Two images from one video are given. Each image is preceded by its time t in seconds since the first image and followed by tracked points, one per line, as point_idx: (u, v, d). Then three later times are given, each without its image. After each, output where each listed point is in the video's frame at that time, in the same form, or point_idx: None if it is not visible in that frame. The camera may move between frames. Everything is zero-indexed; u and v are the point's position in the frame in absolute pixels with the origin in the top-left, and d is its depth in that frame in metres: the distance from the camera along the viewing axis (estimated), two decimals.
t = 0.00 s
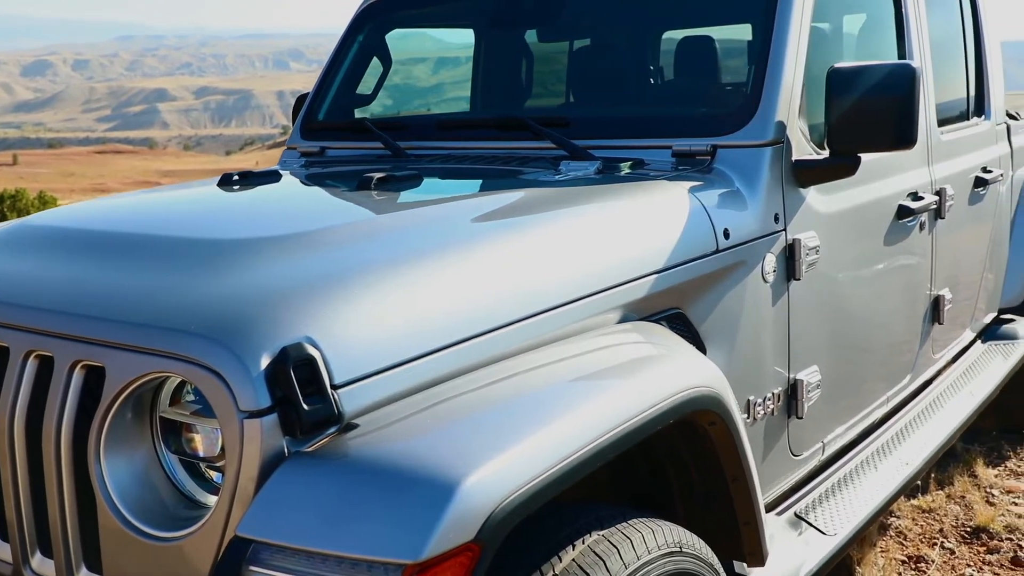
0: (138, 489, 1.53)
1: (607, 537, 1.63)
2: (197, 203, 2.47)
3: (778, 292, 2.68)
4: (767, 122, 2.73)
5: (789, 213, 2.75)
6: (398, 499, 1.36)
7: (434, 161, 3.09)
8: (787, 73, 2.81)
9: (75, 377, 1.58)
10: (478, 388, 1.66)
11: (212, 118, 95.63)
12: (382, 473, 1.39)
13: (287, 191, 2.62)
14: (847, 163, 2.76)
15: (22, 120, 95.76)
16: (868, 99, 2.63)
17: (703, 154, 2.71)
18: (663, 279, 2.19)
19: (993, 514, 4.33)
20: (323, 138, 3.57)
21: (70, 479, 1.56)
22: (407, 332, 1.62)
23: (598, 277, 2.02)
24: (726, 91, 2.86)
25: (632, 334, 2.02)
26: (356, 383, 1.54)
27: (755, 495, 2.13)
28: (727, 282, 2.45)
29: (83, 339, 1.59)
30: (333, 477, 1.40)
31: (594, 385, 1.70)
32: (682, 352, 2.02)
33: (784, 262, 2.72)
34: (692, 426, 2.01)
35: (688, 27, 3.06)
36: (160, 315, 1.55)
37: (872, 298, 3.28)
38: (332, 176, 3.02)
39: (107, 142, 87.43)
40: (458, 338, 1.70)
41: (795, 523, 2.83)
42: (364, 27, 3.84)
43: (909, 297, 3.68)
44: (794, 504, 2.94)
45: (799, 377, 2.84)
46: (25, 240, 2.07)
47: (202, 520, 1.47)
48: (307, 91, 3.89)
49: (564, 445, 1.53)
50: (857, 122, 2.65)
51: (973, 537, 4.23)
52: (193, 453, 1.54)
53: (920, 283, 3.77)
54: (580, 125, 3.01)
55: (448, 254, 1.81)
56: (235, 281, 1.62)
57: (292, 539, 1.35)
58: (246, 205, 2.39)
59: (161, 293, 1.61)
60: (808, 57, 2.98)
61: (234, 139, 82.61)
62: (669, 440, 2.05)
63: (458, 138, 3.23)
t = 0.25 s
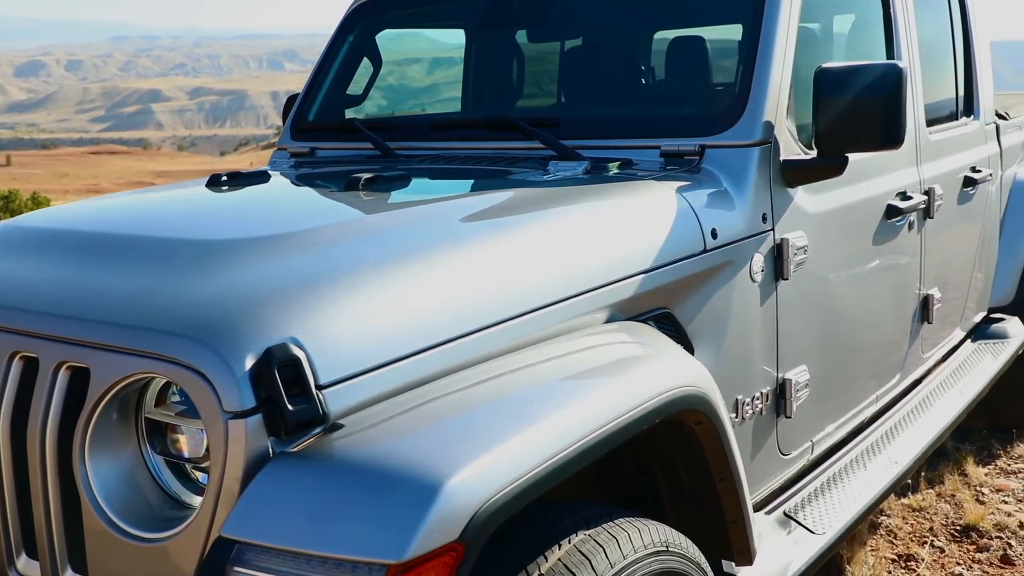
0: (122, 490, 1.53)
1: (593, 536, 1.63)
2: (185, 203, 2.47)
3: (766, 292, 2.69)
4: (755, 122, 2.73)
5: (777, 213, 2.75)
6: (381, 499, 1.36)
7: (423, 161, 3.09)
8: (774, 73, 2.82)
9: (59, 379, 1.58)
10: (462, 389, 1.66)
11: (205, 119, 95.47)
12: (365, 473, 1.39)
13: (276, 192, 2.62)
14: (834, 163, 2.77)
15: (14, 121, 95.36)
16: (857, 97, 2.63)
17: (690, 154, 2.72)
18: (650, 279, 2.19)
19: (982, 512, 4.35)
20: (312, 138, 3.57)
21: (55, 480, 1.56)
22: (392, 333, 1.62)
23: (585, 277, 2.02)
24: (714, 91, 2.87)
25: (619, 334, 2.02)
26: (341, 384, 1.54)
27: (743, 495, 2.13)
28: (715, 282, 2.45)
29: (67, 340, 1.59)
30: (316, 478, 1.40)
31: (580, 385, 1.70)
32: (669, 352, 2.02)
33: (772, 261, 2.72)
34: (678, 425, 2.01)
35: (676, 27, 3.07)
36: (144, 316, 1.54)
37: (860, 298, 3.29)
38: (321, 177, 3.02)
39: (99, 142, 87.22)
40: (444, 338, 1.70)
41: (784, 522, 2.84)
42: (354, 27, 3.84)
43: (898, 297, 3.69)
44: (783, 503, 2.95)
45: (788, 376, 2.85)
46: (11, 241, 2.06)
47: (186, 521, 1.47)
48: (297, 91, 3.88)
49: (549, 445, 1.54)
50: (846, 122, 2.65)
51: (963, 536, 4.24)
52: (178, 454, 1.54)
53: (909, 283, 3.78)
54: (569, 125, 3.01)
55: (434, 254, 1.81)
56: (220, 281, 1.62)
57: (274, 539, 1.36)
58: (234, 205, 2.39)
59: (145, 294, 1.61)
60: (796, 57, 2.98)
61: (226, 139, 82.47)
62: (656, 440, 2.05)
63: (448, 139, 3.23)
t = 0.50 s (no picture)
0: (107, 491, 1.53)
1: (579, 536, 1.63)
2: (174, 204, 2.47)
3: (754, 292, 2.69)
4: (742, 122, 2.74)
5: (765, 213, 2.76)
6: (365, 499, 1.36)
7: (413, 162, 3.09)
8: (762, 73, 2.83)
9: (44, 380, 1.58)
10: (448, 389, 1.66)
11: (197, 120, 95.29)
12: (349, 474, 1.40)
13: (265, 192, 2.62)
14: (821, 163, 2.78)
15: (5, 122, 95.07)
16: (842, 99, 2.63)
17: (679, 154, 2.73)
18: (637, 279, 2.19)
19: (972, 511, 4.36)
20: (302, 139, 3.57)
21: (40, 481, 1.56)
22: (377, 334, 1.62)
23: (572, 277, 2.03)
24: (702, 91, 2.88)
25: (607, 334, 2.02)
26: (326, 384, 1.54)
27: (730, 494, 2.14)
28: (702, 282, 2.46)
29: (52, 341, 1.59)
30: (300, 478, 1.40)
31: (566, 385, 1.70)
32: (656, 352, 2.03)
33: (760, 261, 2.73)
34: (665, 424, 2.01)
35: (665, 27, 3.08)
36: (129, 317, 1.54)
37: (849, 298, 3.30)
38: (310, 177, 3.02)
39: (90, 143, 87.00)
40: (430, 338, 1.70)
41: (772, 521, 2.85)
42: (344, 27, 3.84)
43: (888, 296, 3.71)
44: (772, 502, 2.96)
45: (776, 376, 2.85)
46: None
47: (171, 522, 1.47)
48: (287, 92, 3.88)
49: (534, 445, 1.54)
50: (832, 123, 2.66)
51: (953, 534, 4.25)
52: (164, 454, 1.54)
53: (898, 282, 3.79)
54: (558, 126, 3.02)
55: (421, 254, 1.81)
56: (206, 282, 1.62)
57: (257, 540, 1.36)
58: (223, 206, 2.39)
59: (131, 295, 1.60)
60: (783, 58, 2.99)
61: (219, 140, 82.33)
62: (643, 439, 2.06)
63: (437, 139, 3.23)
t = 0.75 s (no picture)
0: (92, 492, 1.53)
1: (565, 535, 1.64)
2: (161, 205, 2.46)
3: (742, 291, 2.70)
4: (730, 122, 2.74)
5: (753, 213, 2.76)
6: (349, 500, 1.37)
7: (402, 162, 3.10)
8: (749, 73, 2.83)
9: (29, 381, 1.58)
10: (435, 389, 1.66)
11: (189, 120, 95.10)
12: (334, 474, 1.40)
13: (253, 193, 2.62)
14: (808, 163, 2.78)
15: None
16: (828, 98, 2.64)
17: (667, 154, 2.73)
18: (624, 279, 2.20)
19: (961, 509, 4.37)
20: (292, 139, 3.57)
21: (24, 483, 1.56)
22: (363, 334, 1.62)
23: (559, 277, 2.03)
24: (691, 91, 2.88)
25: (594, 334, 2.03)
26: (312, 385, 1.54)
27: (717, 493, 2.14)
28: (690, 281, 2.46)
29: (37, 343, 1.58)
30: (284, 479, 1.41)
31: (552, 385, 1.71)
32: (642, 351, 2.03)
33: (747, 261, 2.73)
34: (652, 424, 2.02)
35: (653, 28, 3.08)
36: (113, 317, 1.54)
37: (838, 297, 3.31)
38: (299, 178, 3.02)
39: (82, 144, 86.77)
40: (416, 338, 1.70)
41: (761, 520, 2.85)
42: (335, 28, 3.84)
43: (877, 296, 3.72)
44: (761, 501, 2.97)
45: (765, 375, 2.86)
46: None
47: (155, 524, 1.47)
48: (277, 92, 3.88)
49: (519, 444, 1.55)
50: (818, 123, 2.67)
51: (942, 533, 4.26)
52: (148, 456, 1.54)
53: (886, 282, 3.80)
54: (547, 126, 3.02)
55: (407, 254, 1.81)
56: (191, 282, 1.62)
57: (241, 540, 1.36)
58: (210, 206, 2.39)
59: (115, 295, 1.60)
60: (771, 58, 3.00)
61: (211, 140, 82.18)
62: (631, 439, 2.06)
63: (426, 140, 3.23)
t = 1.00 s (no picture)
0: (76, 494, 1.53)
1: (551, 535, 1.64)
2: (150, 206, 2.46)
3: (731, 291, 2.70)
4: (718, 122, 2.75)
5: (741, 212, 2.77)
6: (334, 501, 1.37)
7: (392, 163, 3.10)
8: (737, 73, 2.84)
9: (13, 383, 1.57)
10: (421, 389, 1.67)
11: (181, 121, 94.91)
12: (318, 475, 1.40)
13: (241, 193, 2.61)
14: (797, 163, 2.78)
15: None
16: (815, 98, 2.64)
17: (655, 154, 2.74)
18: (612, 279, 2.20)
19: (952, 507, 4.39)
20: (281, 140, 3.56)
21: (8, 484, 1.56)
22: (349, 334, 1.62)
23: (546, 277, 2.03)
24: (679, 91, 2.89)
25: (581, 333, 2.03)
26: (298, 385, 1.54)
27: (705, 492, 2.15)
28: (678, 281, 2.47)
29: (22, 344, 1.58)
30: (269, 480, 1.41)
31: (538, 385, 1.71)
32: (630, 351, 2.04)
33: (736, 260, 2.74)
34: (639, 423, 2.02)
35: (642, 28, 3.09)
36: (98, 318, 1.54)
37: (826, 297, 3.31)
38: (288, 178, 3.02)
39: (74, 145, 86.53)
40: (402, 338, 1.70)
41: (750, 519, 2.86)
42: (324, 28, 3.84)
43: (867, 294, 3.74)
44: (751, 500, 2.97)
45: (754, 374, 2.86)
46: None
47: (139, 525, 1.48)
48: (267, 93, 3.88)
49: (505, 443, 1.56)
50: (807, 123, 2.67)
51: (933, 531, 4.28)
52: (133, 457, 1.54)
53: (875, 281, 3.81)
54: (535, 126, 3.02)
55: (394, 254, 1.81)
56: (176, 283, 1.61)
57: (226, 541, 1.37)
58: (198, 207, 2.38)
59: (100, 296, 1.60)
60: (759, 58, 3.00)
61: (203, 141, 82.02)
62: (618, 438, 2.07)
63: (415, 140, 3.23)
